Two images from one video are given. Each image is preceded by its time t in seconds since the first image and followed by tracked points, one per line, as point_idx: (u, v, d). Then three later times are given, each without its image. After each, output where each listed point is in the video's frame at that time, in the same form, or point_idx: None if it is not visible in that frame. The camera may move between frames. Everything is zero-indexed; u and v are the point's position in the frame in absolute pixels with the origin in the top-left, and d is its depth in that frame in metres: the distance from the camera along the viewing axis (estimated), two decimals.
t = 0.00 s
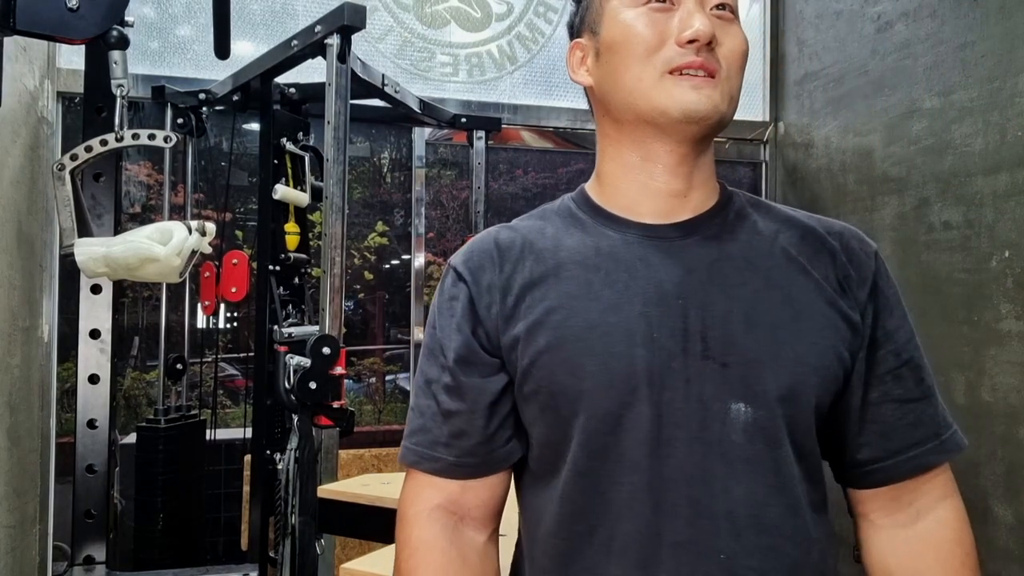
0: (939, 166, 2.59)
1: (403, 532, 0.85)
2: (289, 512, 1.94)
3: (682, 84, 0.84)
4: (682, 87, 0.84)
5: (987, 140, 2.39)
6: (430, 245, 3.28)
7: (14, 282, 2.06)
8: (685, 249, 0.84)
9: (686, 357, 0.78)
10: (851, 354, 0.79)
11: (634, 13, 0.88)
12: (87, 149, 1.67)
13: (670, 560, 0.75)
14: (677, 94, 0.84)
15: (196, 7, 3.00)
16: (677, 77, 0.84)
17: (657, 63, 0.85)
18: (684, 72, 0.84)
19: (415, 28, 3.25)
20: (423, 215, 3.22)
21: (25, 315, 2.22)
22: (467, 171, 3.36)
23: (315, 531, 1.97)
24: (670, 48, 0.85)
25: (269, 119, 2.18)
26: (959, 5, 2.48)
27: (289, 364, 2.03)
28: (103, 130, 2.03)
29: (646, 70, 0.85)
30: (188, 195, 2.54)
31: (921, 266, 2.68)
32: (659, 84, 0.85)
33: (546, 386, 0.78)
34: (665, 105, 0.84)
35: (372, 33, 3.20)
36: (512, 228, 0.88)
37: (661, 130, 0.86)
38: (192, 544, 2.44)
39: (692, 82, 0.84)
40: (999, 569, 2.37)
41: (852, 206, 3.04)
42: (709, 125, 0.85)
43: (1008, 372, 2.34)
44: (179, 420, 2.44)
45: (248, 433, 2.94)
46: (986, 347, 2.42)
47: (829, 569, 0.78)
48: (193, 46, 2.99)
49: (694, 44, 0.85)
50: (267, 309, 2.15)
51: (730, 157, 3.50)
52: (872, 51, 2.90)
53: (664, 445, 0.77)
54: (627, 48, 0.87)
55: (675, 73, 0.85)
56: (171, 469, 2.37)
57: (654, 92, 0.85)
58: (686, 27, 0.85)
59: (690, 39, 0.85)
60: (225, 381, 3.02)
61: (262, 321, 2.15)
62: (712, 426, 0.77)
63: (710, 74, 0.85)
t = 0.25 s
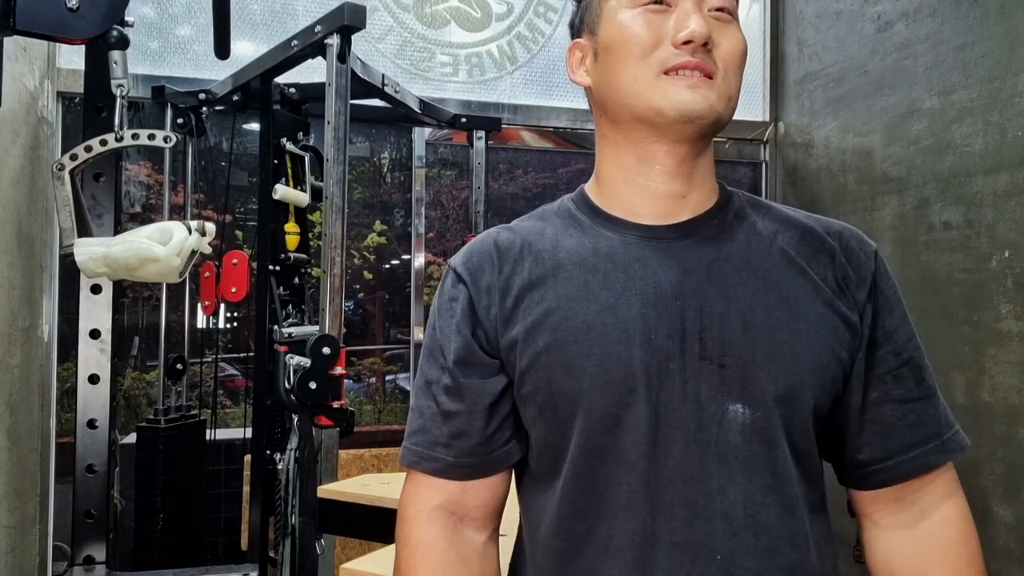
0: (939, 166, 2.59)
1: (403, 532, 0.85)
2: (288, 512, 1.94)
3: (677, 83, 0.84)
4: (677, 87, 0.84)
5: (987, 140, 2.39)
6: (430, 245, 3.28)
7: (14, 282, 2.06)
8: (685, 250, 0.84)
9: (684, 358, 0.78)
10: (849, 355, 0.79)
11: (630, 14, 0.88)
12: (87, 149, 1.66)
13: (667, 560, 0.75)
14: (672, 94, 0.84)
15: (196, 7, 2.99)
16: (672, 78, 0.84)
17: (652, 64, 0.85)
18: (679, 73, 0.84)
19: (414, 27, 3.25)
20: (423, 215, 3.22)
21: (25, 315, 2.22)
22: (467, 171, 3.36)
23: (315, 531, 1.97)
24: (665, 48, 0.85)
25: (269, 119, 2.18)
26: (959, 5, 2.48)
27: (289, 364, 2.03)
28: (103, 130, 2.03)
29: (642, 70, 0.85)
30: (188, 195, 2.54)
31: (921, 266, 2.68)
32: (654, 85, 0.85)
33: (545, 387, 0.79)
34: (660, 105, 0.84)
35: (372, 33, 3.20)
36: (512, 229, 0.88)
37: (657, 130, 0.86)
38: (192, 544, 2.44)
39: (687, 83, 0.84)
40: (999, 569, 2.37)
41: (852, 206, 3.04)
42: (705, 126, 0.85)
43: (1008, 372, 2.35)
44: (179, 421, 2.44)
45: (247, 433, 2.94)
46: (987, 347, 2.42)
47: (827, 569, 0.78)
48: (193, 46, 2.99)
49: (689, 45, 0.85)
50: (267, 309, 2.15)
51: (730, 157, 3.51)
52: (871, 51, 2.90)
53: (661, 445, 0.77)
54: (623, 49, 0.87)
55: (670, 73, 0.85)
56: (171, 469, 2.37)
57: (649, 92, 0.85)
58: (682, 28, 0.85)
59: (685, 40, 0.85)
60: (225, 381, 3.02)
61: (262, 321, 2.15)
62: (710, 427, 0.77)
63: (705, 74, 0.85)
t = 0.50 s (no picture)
0: (939, 166, 2.59)
1: (405, 534, 0.85)
2: (288, 512, 1.93)
3: (674, 85, 0.84)
4: (673, 90, 0.84)
5: (987, 140, 2.39)
6: (430, 245, 3.28)
7: (14, 282, 2.06)
8: (687, 251, 0.83)
9: (685, 359, 0.78)
10: (850, 356, 0.79)
11: (627, 17, 0.88)
12: (87, 149, 1.66)
13: (669, 560, 0.75)
14: (669, 96, 0.84)
15: (196, 7, 2.99)
16: (668, 80, 0.84)
17: (648, 67, 0.85)
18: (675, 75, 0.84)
19: (415, 28, 3.25)
20: (423, 215, 3.22)
21: (25, 315, 2.22)
22: (467, 171, 3.36)
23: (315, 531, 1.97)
24: (661, 51, 0.85)
25: (269, 119, 2.18)
26: (959, 5, 2.48)
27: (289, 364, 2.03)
28: (103, 130, 2.03)
29: (638, 73, 0.85)
30: (188, 195, 2.54)
31: (921, 266, 2.68)
32: (650, 88, 0.85)
33: (547, 388, 0.78)
34: (657, 108, 0.84)
35: (372, 33, 3.20)
36: (512, 230, 0.87)
37: (654, 133, 0.86)
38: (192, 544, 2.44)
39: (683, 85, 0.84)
40: (999, 569, 2.36)
41: (852, 206, 3.04)
42: (702, 128, 0.85)
43: (1008, 372, 2.34)
44: (179, 421, 2.44)
45: (247, 433, 2.94)
46: (987, 347, 2.42)
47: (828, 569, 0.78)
48: (193, 46, 2.99)
49: (685, 47, 0.84)
50: (267, 309, 2.15)
51: (730, 157, 3.51)
52: (871, 51, 2.90)
53: (663, 446, 0.77)
54: (619, 52, 0.87)
55: (666, 76, 0.85)
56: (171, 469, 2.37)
57: (645, 95, 0.85)
58: (679, 29, 0.85)
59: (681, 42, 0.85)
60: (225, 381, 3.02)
61: (261, 321, 2.15)
62: (711, 428, 0.77)
63: (702, 76, 0.85)
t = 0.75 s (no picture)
0: (939, 166, 2.59)
1: (414, 532, 0.85)
2: (288, 512, 1.93)
3: (665, 114, 0.84)
4: (661, 119, 0.84)
5: (987, 140, 2.39)
6: (430, 245, 3.28)
7: (14, 282, 2.06)
8: (700, 248, 0.83)
9: (699, 356, 0.78)
10: (861, 354, 0.79)
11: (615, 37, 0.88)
12: (88, 149, 1.66)
13: (679, 559, 0.75)
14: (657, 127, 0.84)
15: (196, 7, 2.99)
16: (657, 109, 0.84)
17: (636, 94, 0.85)
18: (664, 102, 0.84)
19: (415, 28, 3.25)
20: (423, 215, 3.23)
21: (25, 315, 2.22)
22: (468, 171, 3.36)
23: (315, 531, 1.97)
24: (648, 77, 0.84)
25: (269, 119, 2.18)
26: (958, 5, 2.48)
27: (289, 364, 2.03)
28: (103, 130, 2.03)
29: (627, 102, 0.86)
30: (188, 194, 2.54)
31: (921, 266, 2.68)
32: (639, 118, 0.85)
33: (560, 385, 0.78)
34: (646, 140, 0.85)
35: (372, 33, 3.20)
36: (524, 228, 0.87)
37: (647, 161, 0.87)
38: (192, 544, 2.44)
39: (672, 112, 0.84)
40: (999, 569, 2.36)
41: (852, 206, 3.04)
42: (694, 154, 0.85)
43: (1008, 372, 2.34)
44: (180, 420, 2.44)
45: (247, 433, 2.94)
46: (987, 347, 2.42)
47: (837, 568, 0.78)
48: (193, 46, 2.99)
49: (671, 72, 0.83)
50: (267, 309, 2.15)
51: (730, 157, 3.51)
52: (871, 51, 2.90)
53: (674, 445, 0.77)
54: (609, 78, 0.87)
55: (655, 104, 0.84)
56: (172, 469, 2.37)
57: (635, 125, 0.85)
58: (668, 50, 0.84)
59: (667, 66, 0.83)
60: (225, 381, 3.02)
61: (262, 321, 2.15)
62: (723, 427, 0.77)
63: (691, 98, 0.84)
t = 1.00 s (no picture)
0: (939, 166, 2.59)
1: (417, 534, 0.85)
2: (288, 512, 1.93)
3: (662, 117, 0.84)
4: (658, 121, 0.84)
5: (987, 140, 2.39)
6: (430, 245, 3.28)
7: (14, 282, 2.06)
8: (700, 249, 0.83)
9: (699, 357, 0.78)
10: (862, 355, 0.79)
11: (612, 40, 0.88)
12: (87, 149, 1.66)
13: (680, 559, 0.75)
14: (654, 129, 0.84)
15: (196, 7, 2.99)
16: (654, 112, 0.84)
17: (633, 96, 0.85)
18: (662, 104, 0.84)
19: (415, 27, 3.25)
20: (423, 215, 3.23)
21: (25, 315, 2.22)
22: (468, 171, 3.36)
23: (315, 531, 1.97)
24: (645, 79, 0.84)
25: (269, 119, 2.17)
26: (959, 5, 2.48)
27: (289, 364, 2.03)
28: (103, 130, 2.03)
29: (624, 105, 0.86)
30: (188, 194, 2.54)
31: (921, 265, 2.68)
32: (636, 121, 0.85)
33: (560, 386, 0.78)
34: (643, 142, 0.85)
35: (372, 33, 3.20)
36: (523, 229, 0.87)
37: (645, 162, 0.87)
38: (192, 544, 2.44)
39: (669, 113, 0.84)
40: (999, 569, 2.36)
41: (852, 206, 3.04)
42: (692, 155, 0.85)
43: (1008, 372, 2.35)
44: (179, 420, 2.44)
45: (247, 433, 2.94)
46: (986, 347, 2.42)
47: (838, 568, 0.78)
48: (193, 46, 2.99)
49: (668, 74, 0.83)
50: (267, 309, 2.15)
51: (729, 157, 3.51)
52: (871, 51, 2.90)
53: (675, 445, 0.77)
54: (606, 81, 0.87)
55: (652, 106, 0.84)
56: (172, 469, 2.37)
57: (632, 127, 0.85)
58: (664, 52, 0.84)
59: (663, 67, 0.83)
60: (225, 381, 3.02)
61: (262, 321, 2.15)
62: (724, 427, 0.77)
63: (688, 99, 0.84)
